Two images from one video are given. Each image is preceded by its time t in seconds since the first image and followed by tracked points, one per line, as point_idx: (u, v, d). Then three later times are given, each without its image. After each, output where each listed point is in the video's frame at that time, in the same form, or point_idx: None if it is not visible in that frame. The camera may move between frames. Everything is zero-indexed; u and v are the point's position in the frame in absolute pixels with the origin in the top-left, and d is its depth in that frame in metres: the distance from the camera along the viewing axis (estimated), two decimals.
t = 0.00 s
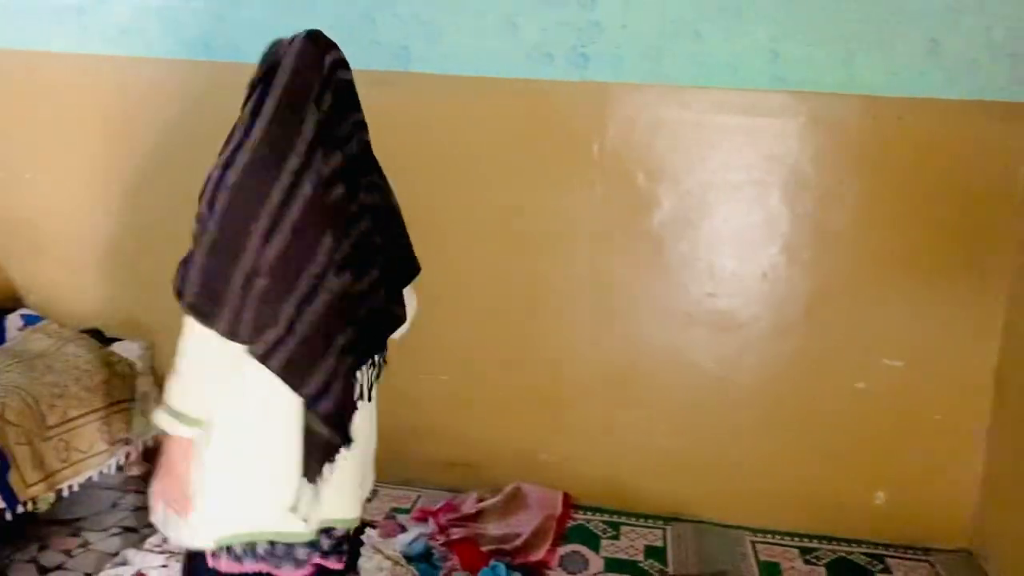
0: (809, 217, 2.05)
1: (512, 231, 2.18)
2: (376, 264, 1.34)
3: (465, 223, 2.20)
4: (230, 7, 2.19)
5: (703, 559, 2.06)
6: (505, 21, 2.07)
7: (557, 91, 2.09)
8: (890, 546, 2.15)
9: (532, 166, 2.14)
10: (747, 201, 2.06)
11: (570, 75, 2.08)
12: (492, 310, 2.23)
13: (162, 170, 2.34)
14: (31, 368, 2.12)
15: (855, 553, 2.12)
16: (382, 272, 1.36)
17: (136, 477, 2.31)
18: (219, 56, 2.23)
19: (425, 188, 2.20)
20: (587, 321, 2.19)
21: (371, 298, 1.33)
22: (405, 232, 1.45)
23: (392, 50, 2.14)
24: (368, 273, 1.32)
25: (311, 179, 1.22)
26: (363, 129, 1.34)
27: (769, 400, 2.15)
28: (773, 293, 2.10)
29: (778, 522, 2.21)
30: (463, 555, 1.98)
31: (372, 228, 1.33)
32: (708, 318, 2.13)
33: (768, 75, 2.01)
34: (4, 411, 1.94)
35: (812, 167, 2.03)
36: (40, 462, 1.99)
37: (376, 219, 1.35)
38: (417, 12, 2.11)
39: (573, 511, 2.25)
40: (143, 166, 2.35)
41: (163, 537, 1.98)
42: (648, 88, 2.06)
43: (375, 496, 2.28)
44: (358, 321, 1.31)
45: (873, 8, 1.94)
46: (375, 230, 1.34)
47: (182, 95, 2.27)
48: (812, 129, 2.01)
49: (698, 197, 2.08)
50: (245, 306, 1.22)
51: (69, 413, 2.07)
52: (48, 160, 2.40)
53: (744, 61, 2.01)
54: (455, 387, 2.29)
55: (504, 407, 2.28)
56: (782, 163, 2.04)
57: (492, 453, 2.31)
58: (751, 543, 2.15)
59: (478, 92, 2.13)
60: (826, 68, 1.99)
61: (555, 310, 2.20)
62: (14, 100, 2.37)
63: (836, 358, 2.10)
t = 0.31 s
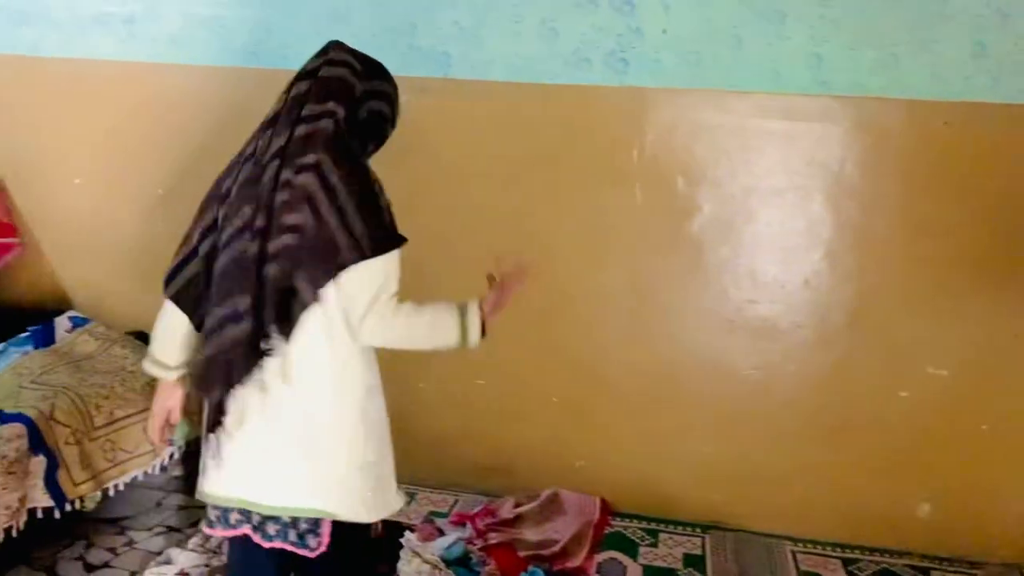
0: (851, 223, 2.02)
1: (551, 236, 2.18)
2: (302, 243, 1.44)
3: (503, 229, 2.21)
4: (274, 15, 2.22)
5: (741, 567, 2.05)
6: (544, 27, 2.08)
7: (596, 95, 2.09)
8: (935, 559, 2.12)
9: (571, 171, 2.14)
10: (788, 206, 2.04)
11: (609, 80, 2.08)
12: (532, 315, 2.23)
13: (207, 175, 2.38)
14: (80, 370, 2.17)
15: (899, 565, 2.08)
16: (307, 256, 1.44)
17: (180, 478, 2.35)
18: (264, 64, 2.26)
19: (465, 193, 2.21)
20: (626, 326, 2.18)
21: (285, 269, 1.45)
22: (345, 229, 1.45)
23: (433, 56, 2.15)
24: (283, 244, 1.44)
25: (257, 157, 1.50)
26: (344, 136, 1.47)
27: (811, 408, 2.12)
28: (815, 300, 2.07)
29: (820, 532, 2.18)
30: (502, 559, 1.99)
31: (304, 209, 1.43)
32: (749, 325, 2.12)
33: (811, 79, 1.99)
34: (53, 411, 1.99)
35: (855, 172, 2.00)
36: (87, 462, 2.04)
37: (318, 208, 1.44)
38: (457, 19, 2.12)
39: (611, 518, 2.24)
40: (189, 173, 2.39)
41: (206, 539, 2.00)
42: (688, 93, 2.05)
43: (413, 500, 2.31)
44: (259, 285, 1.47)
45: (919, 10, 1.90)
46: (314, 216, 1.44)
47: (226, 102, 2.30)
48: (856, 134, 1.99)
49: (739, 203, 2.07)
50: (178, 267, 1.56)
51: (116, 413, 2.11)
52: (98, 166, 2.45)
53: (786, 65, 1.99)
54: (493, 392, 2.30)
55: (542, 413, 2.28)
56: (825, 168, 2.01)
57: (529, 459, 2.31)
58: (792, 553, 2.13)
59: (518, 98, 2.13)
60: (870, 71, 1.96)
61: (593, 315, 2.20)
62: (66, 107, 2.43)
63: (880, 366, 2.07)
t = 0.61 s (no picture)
0: (882, 225, 2.00)
1: (576, 239, 2.18)
2: (234, 234, 1.32)
3: (528, 231, 2.21)
4: (302, 19, 2.24)
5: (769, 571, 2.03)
6: (571, 29, 2.08)
7: (623, 97, 2.08)
8: (967, 566, 2.08)
9: (598, 173, 2.13)
10: (817, 208, 2.02)
11: (635, 81, 2.08)
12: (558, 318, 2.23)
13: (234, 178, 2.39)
14: (109, 371, 2.19)
15: (930, 572, 2.05)
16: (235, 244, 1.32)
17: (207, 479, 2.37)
18: (291, 68, 2.28)
19: (490, 196, 2.21)
20: (653, 329, 2.17)
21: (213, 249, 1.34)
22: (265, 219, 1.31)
23: (459, 59, 2.16)
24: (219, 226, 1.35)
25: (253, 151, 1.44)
26: (314, 138, 1.31)
27: (839, 412, 2.10)
28: (844, 303, 2.05)
29: (849, 538, 2.16)
30: (527, 560, 1.98)
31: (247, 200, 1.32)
32: (776, 328, 2.10)
33: (840, 80, 1.97)
34: (84, 412, 2.01)
35: (885, 174, 1.98)
36: (117, 462, 2.05)
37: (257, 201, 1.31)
38: (484, 22, 2.12)
39: (636, 522, 2.23)
40: (216, 176, 2.40)
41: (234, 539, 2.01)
42: (715, 95, 2.03)
43: (439, 502, 2.31)
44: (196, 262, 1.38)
45: (951, 11, 1.88)
46: (252, 208, 1.31)
47: (254, 106, 2.32)
48: (886, 135, 1.96)
49: (767, 205, 2.05)
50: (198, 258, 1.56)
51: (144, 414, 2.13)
52: (127, 169, 2.48)
53: (815, 65, 1.97)
54: (518, 395, 2.30)
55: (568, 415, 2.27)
56: (854, 170, 1.99)
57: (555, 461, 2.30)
58: (820, 559, 2.10)
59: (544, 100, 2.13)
60: (901, 72, 1.94)
61: (620, 318, 2.19)
62: (97, 111, 2.46)
63: (910, 370, 2.04)
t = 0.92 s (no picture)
0: (896, 224, 1.98)
1: (588, 238, 2.17)
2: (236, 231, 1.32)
3: (540, 231, 2.20)
4: (315, 20, 2.24)
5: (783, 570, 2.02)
6: (583, 28, 2.08)
7: (635, 96, 2.08)
8: (983, 567, 2.06)
9: (610, 172, 2.13)
10: (831, 207, 2.01)
11: (647, 80, 2.07)
12: (569, 317, 2.23)
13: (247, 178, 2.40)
14: (124, 371, 2.21)
15: (946, 573, 2.03)
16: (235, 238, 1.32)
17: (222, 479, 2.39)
18: (303, 68, 2.28)
19: (502, 196, 2.21)
20: (665, 329, 2.17)
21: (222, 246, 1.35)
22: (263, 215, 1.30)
23: (470, 59, 2.16)
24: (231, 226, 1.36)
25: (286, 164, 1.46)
26: (324, 147, 1.30)
27: (854, 412, 2.09)
28: (858, 302, 2.04)
29: (864, 538, 2.14)
30: (540, 559, 1.98)
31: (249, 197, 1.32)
32: (790, 327, 2.09)
33: (855, 78, 1.96)
34: (99, 412, 2.02)
35: (900, 172, 1.97)
36: (132, 461, 2.06)
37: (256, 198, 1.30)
38: (495, 22, 2.12)
39: (649, 522, 2.23)
40: (229, 176, 2.41)
41: (247, 538, 2.02)
42: (728, 93, 2.03)
43: (452, 502, 2.31)
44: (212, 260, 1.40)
45: (965, 8, 1.87)
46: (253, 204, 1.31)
47: (266, 106, 2.33)
48: (900, 133, 1.95)
49: (780, 204, 2.04)
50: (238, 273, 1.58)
51: (158, 414, 2.14)
52: (141, 170, 2.49)
53: (828, 63, 1.96)
54: (531, 394, 2.29)
55: (581, 415, 2.27)
56: (868, 168, 1.98)
57: (568, 461, 2.30)
58: (835, 560, 2.09)
59: (555, 99, 2.13)
60: (916, 69, 1.92)
61: (633, 317, 2.18)
62: (111, 112, 2.48)
63: (924, 369, 2.03)
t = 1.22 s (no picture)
0: (905, 220, 1.97)
1: (595, 235, 2.17)
2: (298, 258, 1.19)
3: (547, 228, 2.20)
4: (321, 16, 2.24)
5: (790, 568, 2.01)
6: (589, 24, 2.07)
7: (642, 92, 2.07)
8: (993, 565, 2.05)
9: (617, 169, 2.12)
10: (839, 204, 2.00)
11: (654, 76, 2.06)
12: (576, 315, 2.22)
13: (252, 175, 2.40)
14: (130, 368, 2.21)
15: (955, 570, 2.02)
16: (298, 263, 1.19)
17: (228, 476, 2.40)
18: (309, 65, 2.28)
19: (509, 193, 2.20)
20: (672, 326, 2.16)
21: (277, 263, 1.20)
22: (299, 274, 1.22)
23: (476, 56, 2.16)
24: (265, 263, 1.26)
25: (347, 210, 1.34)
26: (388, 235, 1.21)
27: (862, 410, 2.08)
28: (867, 299, 2.03)
29: (872, 536, 2.13)
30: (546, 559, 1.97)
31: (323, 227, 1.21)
32: (798, 325, 2.08)
33: (863, 73, 1.95)
34: (106, 409, 2.03)
35: (908, 167, 1.95)
36: (139, 458, 2.07)
37: (342, 239, 1.19)
38: (502, 18, 2.12)
39: (656, 520, 2.22)
40: (235, 174, 2.41)
41: (254, 535, 2.03)
42: (735, 89, 2.02)
43: (458, 499, 2.31)
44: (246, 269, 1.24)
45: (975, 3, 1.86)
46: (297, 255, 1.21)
47: (273, 104, 2.33)
48: (909, 128, 1.94)
49: (788, 201, 2.03)
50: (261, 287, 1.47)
51: (165, 412, 2.15)
52: (148, 168, 2.50)
53: (836, 59, 1.95)
54: (537, 392, 2.29)
55: (587, 412, 2.26)
56: (877, 164, 1.97)
57: (574, 459, 2.30)
58: (843, 557, 2.08)
59: (562, 96, 2.12)
60: (924, 64, 1.91)
61: (640, 314, 2.18)
62: (118, 110, 2.48)
63: (934, 366, 2.02)
